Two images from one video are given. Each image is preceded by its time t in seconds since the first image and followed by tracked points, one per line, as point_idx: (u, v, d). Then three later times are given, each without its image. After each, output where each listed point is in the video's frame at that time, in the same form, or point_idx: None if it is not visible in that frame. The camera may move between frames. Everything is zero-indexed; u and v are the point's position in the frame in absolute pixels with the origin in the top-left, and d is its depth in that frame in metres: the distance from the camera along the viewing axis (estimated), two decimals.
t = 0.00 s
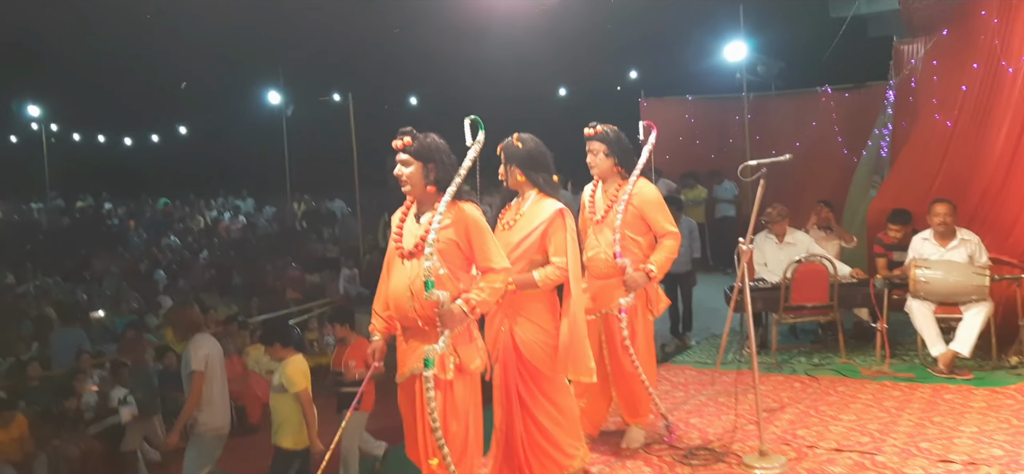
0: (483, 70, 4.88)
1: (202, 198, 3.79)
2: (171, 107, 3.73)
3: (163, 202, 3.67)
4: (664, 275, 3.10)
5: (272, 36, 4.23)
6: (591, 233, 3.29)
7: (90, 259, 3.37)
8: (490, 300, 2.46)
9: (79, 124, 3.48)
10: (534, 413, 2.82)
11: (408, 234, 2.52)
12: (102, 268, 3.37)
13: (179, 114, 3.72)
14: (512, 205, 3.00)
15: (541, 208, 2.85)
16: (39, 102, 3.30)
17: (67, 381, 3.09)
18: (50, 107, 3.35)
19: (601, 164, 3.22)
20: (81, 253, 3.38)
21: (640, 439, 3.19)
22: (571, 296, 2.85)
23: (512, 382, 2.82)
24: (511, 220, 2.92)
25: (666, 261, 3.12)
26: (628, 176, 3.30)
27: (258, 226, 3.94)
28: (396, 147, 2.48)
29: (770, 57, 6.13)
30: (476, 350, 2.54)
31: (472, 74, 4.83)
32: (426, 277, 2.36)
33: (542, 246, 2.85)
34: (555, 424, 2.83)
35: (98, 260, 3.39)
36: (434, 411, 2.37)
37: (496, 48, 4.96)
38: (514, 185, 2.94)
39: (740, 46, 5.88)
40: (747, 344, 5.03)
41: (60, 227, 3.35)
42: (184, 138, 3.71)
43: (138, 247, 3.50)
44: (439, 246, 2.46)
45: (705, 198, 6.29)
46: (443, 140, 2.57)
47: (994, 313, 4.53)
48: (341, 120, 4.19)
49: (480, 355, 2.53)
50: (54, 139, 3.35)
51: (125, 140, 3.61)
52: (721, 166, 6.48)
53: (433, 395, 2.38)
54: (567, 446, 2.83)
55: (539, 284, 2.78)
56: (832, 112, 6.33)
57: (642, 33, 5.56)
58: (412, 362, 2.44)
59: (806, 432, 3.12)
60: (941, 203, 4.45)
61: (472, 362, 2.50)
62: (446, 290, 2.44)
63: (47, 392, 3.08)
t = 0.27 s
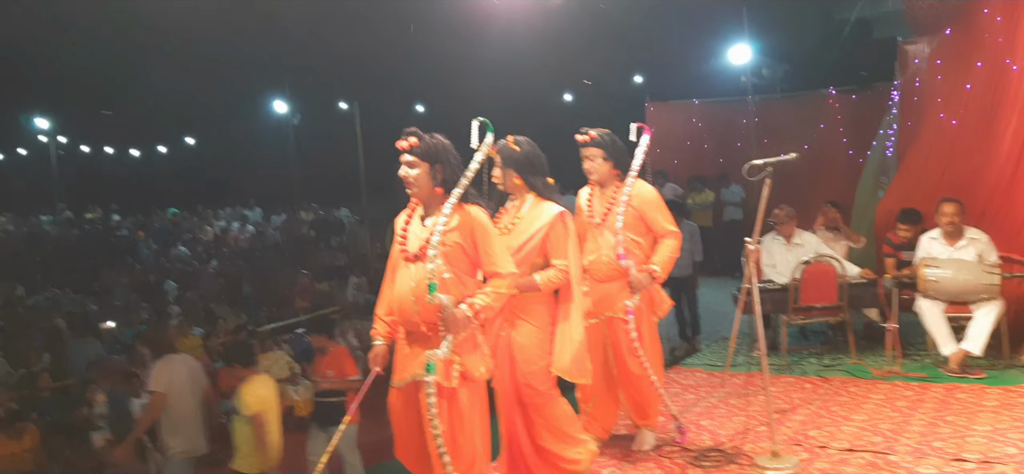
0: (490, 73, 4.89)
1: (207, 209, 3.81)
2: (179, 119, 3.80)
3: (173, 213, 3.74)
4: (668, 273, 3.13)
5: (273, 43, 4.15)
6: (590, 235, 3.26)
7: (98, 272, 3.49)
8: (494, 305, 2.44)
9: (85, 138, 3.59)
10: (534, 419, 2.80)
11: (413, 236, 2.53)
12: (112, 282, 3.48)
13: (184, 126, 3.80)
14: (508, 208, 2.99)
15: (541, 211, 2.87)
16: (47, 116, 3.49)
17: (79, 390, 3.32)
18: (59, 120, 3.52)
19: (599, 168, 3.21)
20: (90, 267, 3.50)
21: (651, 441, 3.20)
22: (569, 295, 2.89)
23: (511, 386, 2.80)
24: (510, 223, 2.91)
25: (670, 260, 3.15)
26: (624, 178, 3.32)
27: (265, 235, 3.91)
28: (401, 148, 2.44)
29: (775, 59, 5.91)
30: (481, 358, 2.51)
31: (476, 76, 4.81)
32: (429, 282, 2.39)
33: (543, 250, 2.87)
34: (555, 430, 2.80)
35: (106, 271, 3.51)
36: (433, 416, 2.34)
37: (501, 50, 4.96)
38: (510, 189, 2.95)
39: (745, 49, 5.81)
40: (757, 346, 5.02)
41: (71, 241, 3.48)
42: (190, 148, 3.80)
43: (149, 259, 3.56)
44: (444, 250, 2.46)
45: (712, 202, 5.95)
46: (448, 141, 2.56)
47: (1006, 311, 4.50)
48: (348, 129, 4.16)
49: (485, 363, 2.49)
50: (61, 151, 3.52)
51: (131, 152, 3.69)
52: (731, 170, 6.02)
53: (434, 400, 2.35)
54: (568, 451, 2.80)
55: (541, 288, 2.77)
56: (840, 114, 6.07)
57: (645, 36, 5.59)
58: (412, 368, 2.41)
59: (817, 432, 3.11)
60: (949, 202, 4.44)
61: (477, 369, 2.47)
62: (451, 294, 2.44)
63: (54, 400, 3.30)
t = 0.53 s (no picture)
0: (494, 80, 4.96)
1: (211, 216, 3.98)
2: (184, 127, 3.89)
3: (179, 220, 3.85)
4: (662, 273, 3.08)
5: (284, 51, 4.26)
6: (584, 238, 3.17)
7: (102, 278, 3.41)
8: (498, 306, 2.28)
9: (88, 146, 3.53)
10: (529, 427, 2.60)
11: (415, 237, 2.36)
12: (114, 287, 3.41)
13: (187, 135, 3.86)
14: (506, 211, 2.91)
15: (543, 210, 2.79)
16: (49, 124, 3.36)
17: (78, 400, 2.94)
18: (60, 128, 3.41)
19: (591, 171, 3.15)
20: (94, 274, 3.41)
21: (654, 443, 3.17)
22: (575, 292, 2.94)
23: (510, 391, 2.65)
24: (511, 227, 2.80)
25: (664, 260, 3.10)
26: (615, 180, 3.24)
27: (268, 241, 4.12)
28: (403, 149, 2.25)
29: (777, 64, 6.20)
30: (484, 361, 2.34)
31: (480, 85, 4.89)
32: (432, 281, 2.17)
33: (550, 248, 2.85)
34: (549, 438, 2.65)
35: (109, 279, 3.43)
36: (436, 422, 2.15)
37: (504, 58, 5.03)
38: (508, 191, 2.85)
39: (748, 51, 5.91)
40: (761, 348, 5.01)
41: (76, 249, 3.41)
42: (193, 156, 3.91)
43: (149, 266, 3.63)
44: (445, 250, 2.28)
45: (715, 204, 6.40)
46: (450, 140, 2.36)
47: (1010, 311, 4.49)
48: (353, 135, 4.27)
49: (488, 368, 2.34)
50: (65, 159, 3.42)
51: (133, 160, 3.73)
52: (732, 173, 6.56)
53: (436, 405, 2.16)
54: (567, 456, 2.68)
55: (549, 285, 2.77)
56: (840, 117, 6.34)
57: (648, 43, 5.65)
58: (412, 371, 2.23)
59: (821, 433, 3.11)
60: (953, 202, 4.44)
61: (480, 374, 2.31)
62: (451, 297, 2.27)
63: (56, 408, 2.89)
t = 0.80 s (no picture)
0: (494, 87, 4.96)
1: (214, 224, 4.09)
2: (186, 137, 3.91)
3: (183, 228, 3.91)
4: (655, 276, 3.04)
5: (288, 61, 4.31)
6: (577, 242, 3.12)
7: (103, 287, 3.43)
8: (501, 310, 2.15)
9: (89, 155, 3.51)
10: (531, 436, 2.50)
11: (415, 243, 2.24)
12: (117, 297, 3.45)
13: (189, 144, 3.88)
14: (503, 217, 2.79)
15: (542, 214, 2.65)
16: (51, 133, 3.35)
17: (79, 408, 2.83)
18: (61, 137, 3.39)
19: (580, 176, 3.07)
20: (96, 283, 3.41)
21: (657, 447, 3.14)
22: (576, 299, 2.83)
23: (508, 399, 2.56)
24: (508, 232, 2.69)
25: (655, 263, 3.06)
26: (605, 184, 3.18)
27: (270, 249, 4.32)
28: (399, 154, 2.16)
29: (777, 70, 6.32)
30: (487, 367, 2.24)
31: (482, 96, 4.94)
32: (432, 287, 2.04)
33: (547, 253, 2.70)
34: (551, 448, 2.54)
35: (111, 288, 3.45)
36: (444, 430, 2.04)
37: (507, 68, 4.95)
38: (507, 197, 2.74)
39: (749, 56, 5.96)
40: (764, 353, 5.00)
41: (79, 258, 3.39)
42: (195, 164, 3.92)
43: (152, 275, 3.68)
44: (445, 255, 2.16)
45: (716, 210, 6.70)
46: (448, 145, 2.26)
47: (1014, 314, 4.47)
48: (352, 142, 4.35)
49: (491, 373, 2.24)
50: (66, 169, 3.41)
51: (137, 168, 3.73)
52: (731, 178, 6.72)
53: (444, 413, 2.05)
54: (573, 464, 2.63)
55: (548, 291, 2.62)
56: (841, 122, 6.32)
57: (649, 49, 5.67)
58: (413, 377, 2.11)
59: (825, 437, 3.10)
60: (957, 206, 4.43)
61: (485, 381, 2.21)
62: (452, 302, 2.15)
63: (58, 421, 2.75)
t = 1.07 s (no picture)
0: (496, 91, 5.02)
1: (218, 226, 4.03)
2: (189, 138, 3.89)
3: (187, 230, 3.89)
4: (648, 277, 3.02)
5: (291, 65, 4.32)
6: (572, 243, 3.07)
7: (106, 290, 3.44)
8: (501, 314, 2.15)
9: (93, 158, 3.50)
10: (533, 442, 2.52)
11: (412, 247, 2.21)
12: (119, 299, 3.46)
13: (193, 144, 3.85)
14: (502, 219, 2.77)
15: (541, 216, 2.64)
16: (54, 136, 3.34)
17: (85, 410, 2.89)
18: (64, 140, 3.38)
19: (575, 174, 3.04)
20: (99, 285, 3.44)
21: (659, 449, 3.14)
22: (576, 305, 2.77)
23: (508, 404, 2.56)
24: (506, 234, 2.68)
25: (649, 264, 3.03)
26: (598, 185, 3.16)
27: (273, 251, 4.26)
28: (393, 157, 2.17)
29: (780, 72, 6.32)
30: (489, 370, 2.22)
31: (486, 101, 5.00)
32: (432, 292, 2.04)
33: (545, 255, 2.66)
34: (556, 453, 2.56)
35: (113, 290, 3.47)
36: (447, 435, 2.03)
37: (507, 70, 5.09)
38: (507, 199, 2.70)
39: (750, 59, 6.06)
40: (767, 355, 5.00)
41: (83, 260, 3.39)
42: (198, 167, 3.91)
43: (155, 276, 3.67)
44: (444, 258, 2.15)
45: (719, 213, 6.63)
46: (443, 149, 2.26)
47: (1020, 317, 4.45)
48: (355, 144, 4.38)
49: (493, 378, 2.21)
50: (69, 171, 3.41)
51: (140, 171, 3.70)
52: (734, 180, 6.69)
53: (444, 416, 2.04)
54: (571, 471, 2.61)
55: (546, 294, 2.57)
56: (844, 125, 6.37)
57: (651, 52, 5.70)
58: (412, 381, 2.09)
59: (829, 439, 3.09)
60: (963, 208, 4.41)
61: (486, 385, 2.18)
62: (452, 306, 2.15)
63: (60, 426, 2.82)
